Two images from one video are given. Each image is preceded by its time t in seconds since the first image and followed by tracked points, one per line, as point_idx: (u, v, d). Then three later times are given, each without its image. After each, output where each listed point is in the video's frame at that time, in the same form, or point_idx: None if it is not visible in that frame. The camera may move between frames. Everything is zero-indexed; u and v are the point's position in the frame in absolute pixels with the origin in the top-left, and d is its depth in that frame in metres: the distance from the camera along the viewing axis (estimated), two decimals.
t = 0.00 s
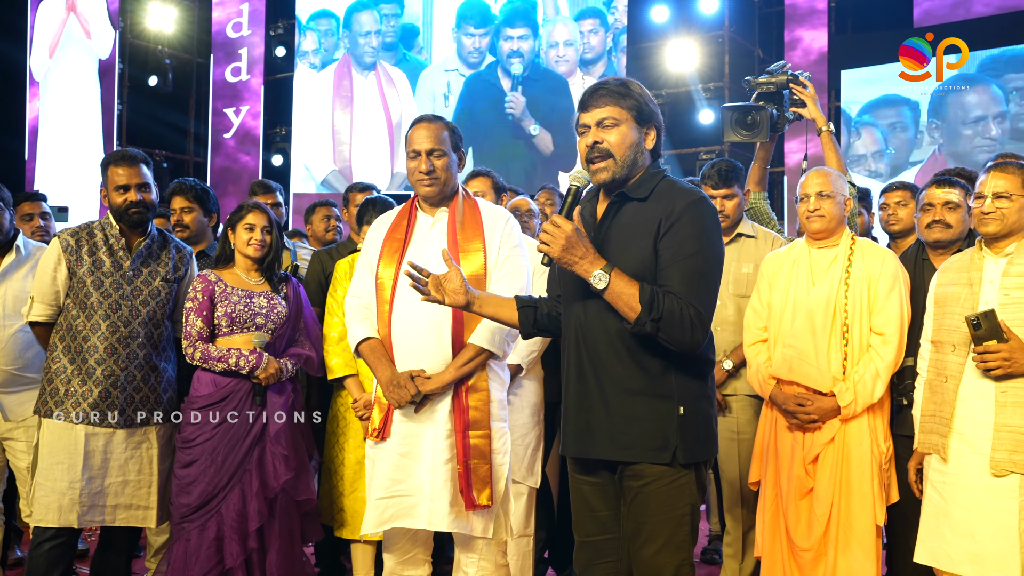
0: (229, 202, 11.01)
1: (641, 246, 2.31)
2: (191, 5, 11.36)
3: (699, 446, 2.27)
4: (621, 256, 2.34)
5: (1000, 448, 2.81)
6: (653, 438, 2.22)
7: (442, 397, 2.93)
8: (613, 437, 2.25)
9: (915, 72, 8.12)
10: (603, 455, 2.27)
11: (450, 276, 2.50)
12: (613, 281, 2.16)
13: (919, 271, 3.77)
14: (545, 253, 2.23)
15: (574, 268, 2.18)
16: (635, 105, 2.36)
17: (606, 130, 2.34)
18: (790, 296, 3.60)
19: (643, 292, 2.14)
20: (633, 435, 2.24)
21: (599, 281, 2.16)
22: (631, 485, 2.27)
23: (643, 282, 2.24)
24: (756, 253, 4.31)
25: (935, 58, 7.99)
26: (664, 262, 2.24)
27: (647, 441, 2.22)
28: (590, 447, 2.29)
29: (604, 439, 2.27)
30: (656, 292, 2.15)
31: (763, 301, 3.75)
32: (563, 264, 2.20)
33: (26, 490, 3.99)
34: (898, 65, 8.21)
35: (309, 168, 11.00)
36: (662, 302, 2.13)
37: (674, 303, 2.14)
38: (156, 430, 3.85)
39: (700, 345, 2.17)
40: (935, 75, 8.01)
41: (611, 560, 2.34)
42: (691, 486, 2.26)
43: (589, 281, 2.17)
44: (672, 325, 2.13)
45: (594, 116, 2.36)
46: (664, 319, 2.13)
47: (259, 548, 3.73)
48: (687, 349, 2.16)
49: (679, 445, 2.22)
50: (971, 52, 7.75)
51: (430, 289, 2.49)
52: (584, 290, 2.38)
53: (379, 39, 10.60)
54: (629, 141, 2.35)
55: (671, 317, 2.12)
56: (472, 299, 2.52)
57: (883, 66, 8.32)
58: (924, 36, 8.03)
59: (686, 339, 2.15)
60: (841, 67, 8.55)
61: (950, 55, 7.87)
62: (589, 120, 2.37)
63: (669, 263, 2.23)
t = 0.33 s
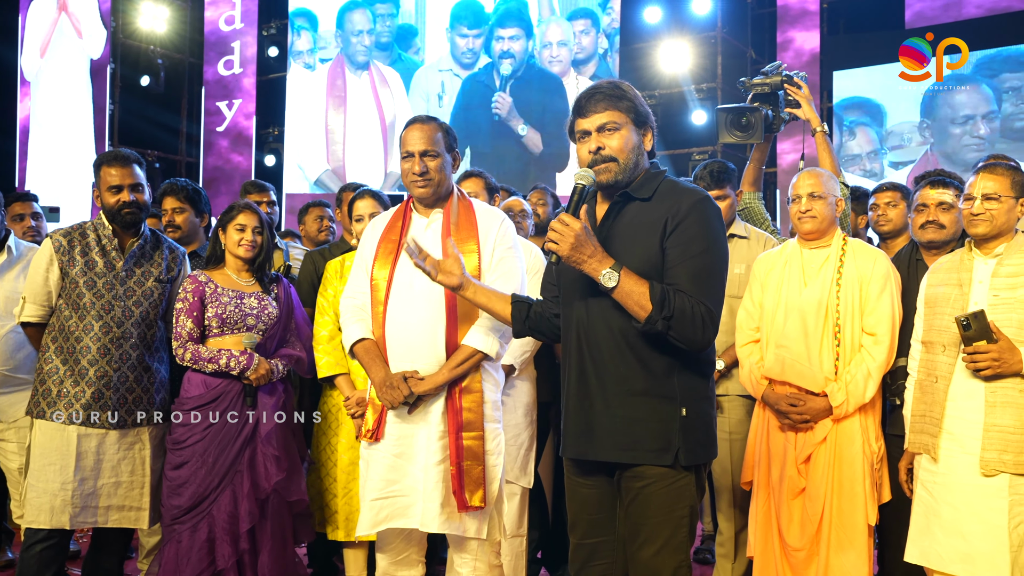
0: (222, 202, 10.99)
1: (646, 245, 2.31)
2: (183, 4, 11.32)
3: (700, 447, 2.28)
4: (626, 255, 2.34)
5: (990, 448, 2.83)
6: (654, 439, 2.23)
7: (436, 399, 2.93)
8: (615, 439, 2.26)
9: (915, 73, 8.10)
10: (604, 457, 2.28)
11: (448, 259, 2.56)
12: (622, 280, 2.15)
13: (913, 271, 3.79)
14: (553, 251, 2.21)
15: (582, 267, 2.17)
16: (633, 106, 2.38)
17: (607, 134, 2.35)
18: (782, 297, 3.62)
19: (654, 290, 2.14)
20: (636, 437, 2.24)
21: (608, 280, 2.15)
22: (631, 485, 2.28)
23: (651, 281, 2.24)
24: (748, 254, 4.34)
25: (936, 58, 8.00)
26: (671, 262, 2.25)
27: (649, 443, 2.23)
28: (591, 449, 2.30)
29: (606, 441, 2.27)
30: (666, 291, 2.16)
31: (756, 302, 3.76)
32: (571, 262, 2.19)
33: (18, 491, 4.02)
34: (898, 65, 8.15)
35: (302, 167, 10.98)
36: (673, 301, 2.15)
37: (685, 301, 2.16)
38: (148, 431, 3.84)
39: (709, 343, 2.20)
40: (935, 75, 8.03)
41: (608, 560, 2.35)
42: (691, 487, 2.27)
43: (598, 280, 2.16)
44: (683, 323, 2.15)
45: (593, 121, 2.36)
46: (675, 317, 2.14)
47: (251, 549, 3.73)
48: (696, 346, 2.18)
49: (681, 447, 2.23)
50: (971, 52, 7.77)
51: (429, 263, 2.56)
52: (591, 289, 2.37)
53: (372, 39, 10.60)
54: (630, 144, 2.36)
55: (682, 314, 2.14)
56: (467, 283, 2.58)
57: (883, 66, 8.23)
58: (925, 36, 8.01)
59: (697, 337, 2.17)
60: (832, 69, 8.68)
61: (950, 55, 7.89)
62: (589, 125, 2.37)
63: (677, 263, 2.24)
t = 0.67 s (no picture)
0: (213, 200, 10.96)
1: (644, 242, 2.30)
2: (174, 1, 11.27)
3: (695, 446, 2.29)
4: (623, 251, 2.33)
5: (979, 446, 2.84)
6: (650, 437, 2.23)
7: (424, 396, 2.92)
8: (610, 438, 2.25)
9: (916, 72, 8.11)
10: (600, 457, 2.27)
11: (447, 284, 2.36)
12: (624, 276, 2.14)
13: (905, 270, 3.80)
14: (553, 248, 2.19)
15: (583, 263, 2.16)
16: (627, 102, 2.38)
17: (602, 128, 2.35)
18: (774, 295, 3.62)
19: (656, 288, 2.14)
20: (631, 436, 2.24)
21: (610, 276, 2.14)
22: (625, 484, 2.28)
23: (650, 277, 2.24)
24: (739, 252, 4.35)
25: (935, 57, 8.02)
26: (670, 258, 2.25)
27: (645, 441, 2.23)
28: (588, 449, 2.29)
29: (602, 440, 2.26)
30: (668, 288, 2.16)
31: (747, 300, 3.77)
32: (572, 259, 2.18)
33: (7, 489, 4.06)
34: (899, 65, 8.19)
35: (295, 164, 10.97)
36: (676, 298, 2.15)
37: (686, 297, 2.17)
38: (138, 429, 3.82)
39: (710, 339, 2.20)
40: (935, 74, 8.02)
41: (598, 558, 2.35)
42: (685, 485, 2.28)
43: (599, 277, 2.15)
44: (686, 319, 2.15)
45: (589, 115, 2.36)
46: (678, 314, 2.15)
47: (240, 547, 3.72)
48: (698, 343, 2.18)
49: (678, 445, 2.24)
50: (971, 51, 7.75)
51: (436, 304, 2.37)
52: (590, 284, 2.35)
53: (364, 36, 10.59)
54: (624, 139, 2.36)
55: (685, 310, 2.14)
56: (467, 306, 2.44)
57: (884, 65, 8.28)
58: (925, 36, 8.05)
59: (700, 333, 2.17)
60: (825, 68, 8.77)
61: (950, 54, 7.88)
62: (584, 119, 2.37)
63: (675, 260, 2.24)
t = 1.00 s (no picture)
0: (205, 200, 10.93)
1: (632, 241, 2.30)
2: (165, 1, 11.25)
3: (684, 445, 2.30)
4: (611, 249, 2.32)
5: (967, 447, 2.86)
6: (640, 437, 2.24)
7: (415, 395, 2.91)
8: (599, 436, 2.25)
9: (915, 72, 8.11)
10: (590, 457, 2.26)
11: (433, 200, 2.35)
12: (617, 275, 2.14)
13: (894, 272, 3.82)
14: (545, 247, 2.18)
15: (575, 262, 2.14)
16: (613, 103, 2.40)
17: (588, 126, 2.36)
18: (765, 296, 3.63)
19: (648, 285, 2.15)
20: (620, 435, 2.24)
21: (602, 275, 2.14)
22: (614, 484, 2.28)
23: (639, 275, 2.24)
24: (729, 253, 4.36)
25: (935, 57, 8.00)
26: (659, 257, 2.25)
27: (634, 441, 2.24)
28: (576, 450, 2.28)
29: (592, 440, 2.26)
30: (660, 286, 2.16)
31: (738, 301, 3.77)
32: (563, 258, 2.16)
33: None
34: (898, 65, 8.19)
35: (287, 164, 10.95)
36: (668, 295, 2.15)
37: (678, 294, 2.17)
38: (128, 431, 3.81)
39: (701, 336, 2.21)
40: (935, 74, 8.00)
41: (587, 558, 2.36)
42: (674, 485, 2.28)
43: (591, 276, 2.15)
44: (678, 317, 2.16)
45: (575, 113, 2.37)
46: (671, 310, 2.15)
47: (230, 549, 3.71)
48: (690, 340, 2.19)
49: (667, 444, 2.25)
50: (971, 51, 7.75)
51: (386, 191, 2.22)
52: (580, 284, 2.33)
53: (357, 36, 10.59)
54: (609, 138, 2.37)
55: (678, 307, 2.15)
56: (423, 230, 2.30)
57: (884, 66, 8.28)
58: (924, 36, 8.05)
59: (692, 330, 2.17)
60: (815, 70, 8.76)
61: (949, 54, 7.88)
62: (571, 117, 2.37)
63: (664, 258, 2.25)
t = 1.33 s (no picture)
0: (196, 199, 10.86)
1: (618, 244, 2.31)
2: None
3: (670, 442, 2.32)
4: (597, 251, 2.32)
5: (954, 447, 2.87)
6: (629, 434, 2.25)
7: (406, 395, 2.90)
8: (588, 433, 2.25)
9: (915, 73, 8.08)
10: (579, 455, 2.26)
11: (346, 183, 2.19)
12: (605, 279, 2.14)
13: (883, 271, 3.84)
14: (535, 252, 2.16)
15: (564, 267, 2.14)
16: (592, 105, 2.40)
17: (571, 131, 2.35)
18: (755, 297, 3.64)
19: (637, 288, 2.15)
20: (609, 434, 2.24)
21: (591, 279, 2.13)
22: (602, 481, 2.28)
23: (626, 277, 2.25)
24: (719, 253, 4.36)
25: (935, 58, 7.96)
26: (645, 260, 2.27)
27: (623, 439, 2.24)
28: (565, 448, 2.27)
29: (580, 438, 2.25)
30: (648, 289, 2.17)
31: (728, 301, 3.78)
32: (553, 263, 2.15)
33: None
34: (898, 65, 8.16)
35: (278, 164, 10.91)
36: (656, 297, 2.17)
37: (665, 296, 2.18)
38: (117, 430, 3.79)
39: (688, 337, 2.22)
40: (935, 75, 7.98)
41: (578, 555, 2.34)
42: (660, 481, 2.30)
43: (580, 280, 2.14)
44: (666, 319, 2.17)
45: (557, 118, 2.35)
46: (659, 313, 2.16)
47: (220, 548, 3.70)
48: (677, 341, 2.20)
49: (656, 441, 2.27)
50: (971, 51, 7.74)
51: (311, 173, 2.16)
52: (568, 287, 2.31)
53: (348, 38, 10.56)
54: (593, 142, 2.37)
55: (666, 309, 2.16)
56: (355, 202, 2.21)
57: (883, 66, 8.25)
58: (925, 36, 7.99)
59: (679, 331, 2.19)
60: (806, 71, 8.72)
61: (950, 55, 7.85)
62: (552, 122, 2.36)
63: (650, 261, 2.26)
